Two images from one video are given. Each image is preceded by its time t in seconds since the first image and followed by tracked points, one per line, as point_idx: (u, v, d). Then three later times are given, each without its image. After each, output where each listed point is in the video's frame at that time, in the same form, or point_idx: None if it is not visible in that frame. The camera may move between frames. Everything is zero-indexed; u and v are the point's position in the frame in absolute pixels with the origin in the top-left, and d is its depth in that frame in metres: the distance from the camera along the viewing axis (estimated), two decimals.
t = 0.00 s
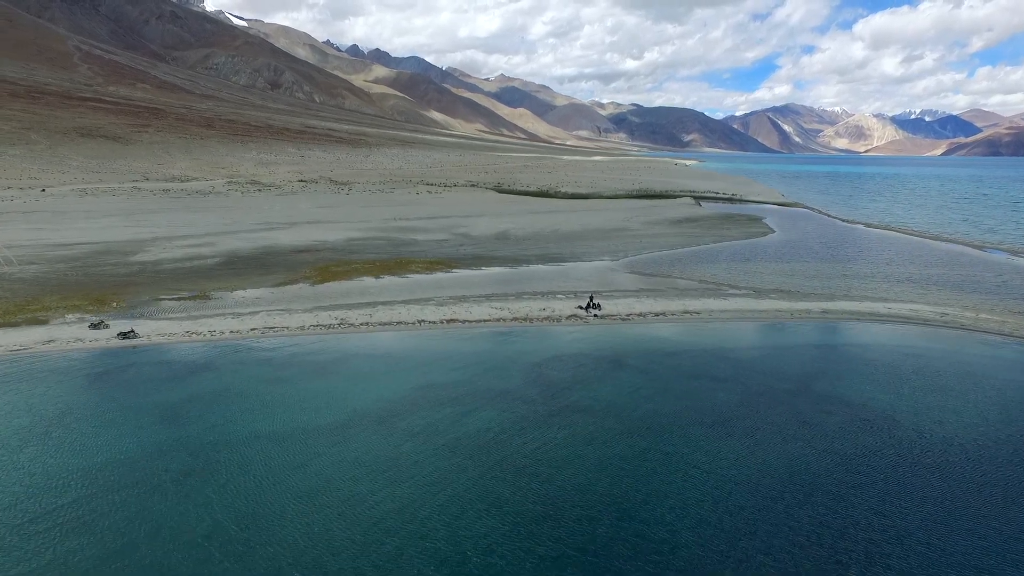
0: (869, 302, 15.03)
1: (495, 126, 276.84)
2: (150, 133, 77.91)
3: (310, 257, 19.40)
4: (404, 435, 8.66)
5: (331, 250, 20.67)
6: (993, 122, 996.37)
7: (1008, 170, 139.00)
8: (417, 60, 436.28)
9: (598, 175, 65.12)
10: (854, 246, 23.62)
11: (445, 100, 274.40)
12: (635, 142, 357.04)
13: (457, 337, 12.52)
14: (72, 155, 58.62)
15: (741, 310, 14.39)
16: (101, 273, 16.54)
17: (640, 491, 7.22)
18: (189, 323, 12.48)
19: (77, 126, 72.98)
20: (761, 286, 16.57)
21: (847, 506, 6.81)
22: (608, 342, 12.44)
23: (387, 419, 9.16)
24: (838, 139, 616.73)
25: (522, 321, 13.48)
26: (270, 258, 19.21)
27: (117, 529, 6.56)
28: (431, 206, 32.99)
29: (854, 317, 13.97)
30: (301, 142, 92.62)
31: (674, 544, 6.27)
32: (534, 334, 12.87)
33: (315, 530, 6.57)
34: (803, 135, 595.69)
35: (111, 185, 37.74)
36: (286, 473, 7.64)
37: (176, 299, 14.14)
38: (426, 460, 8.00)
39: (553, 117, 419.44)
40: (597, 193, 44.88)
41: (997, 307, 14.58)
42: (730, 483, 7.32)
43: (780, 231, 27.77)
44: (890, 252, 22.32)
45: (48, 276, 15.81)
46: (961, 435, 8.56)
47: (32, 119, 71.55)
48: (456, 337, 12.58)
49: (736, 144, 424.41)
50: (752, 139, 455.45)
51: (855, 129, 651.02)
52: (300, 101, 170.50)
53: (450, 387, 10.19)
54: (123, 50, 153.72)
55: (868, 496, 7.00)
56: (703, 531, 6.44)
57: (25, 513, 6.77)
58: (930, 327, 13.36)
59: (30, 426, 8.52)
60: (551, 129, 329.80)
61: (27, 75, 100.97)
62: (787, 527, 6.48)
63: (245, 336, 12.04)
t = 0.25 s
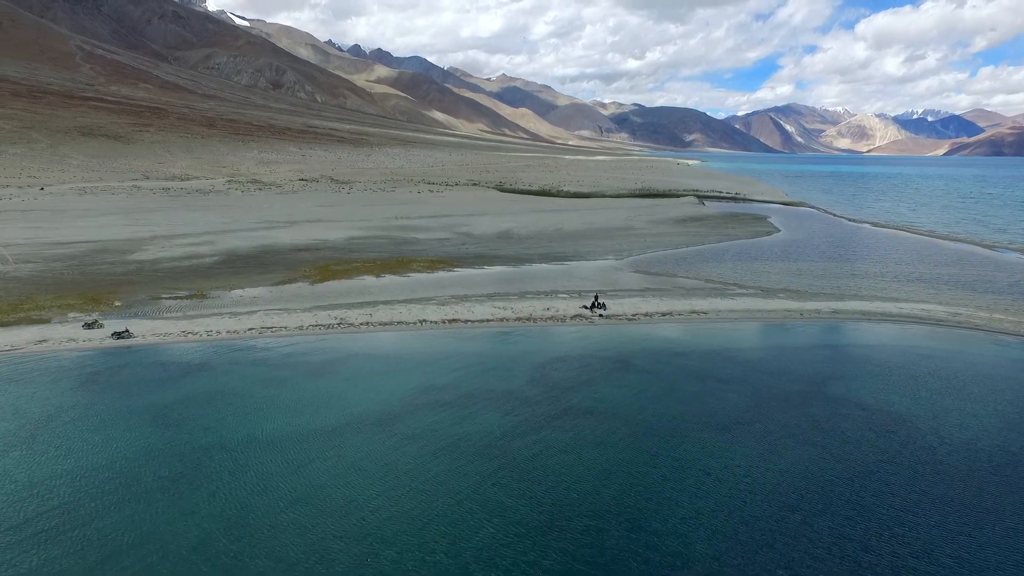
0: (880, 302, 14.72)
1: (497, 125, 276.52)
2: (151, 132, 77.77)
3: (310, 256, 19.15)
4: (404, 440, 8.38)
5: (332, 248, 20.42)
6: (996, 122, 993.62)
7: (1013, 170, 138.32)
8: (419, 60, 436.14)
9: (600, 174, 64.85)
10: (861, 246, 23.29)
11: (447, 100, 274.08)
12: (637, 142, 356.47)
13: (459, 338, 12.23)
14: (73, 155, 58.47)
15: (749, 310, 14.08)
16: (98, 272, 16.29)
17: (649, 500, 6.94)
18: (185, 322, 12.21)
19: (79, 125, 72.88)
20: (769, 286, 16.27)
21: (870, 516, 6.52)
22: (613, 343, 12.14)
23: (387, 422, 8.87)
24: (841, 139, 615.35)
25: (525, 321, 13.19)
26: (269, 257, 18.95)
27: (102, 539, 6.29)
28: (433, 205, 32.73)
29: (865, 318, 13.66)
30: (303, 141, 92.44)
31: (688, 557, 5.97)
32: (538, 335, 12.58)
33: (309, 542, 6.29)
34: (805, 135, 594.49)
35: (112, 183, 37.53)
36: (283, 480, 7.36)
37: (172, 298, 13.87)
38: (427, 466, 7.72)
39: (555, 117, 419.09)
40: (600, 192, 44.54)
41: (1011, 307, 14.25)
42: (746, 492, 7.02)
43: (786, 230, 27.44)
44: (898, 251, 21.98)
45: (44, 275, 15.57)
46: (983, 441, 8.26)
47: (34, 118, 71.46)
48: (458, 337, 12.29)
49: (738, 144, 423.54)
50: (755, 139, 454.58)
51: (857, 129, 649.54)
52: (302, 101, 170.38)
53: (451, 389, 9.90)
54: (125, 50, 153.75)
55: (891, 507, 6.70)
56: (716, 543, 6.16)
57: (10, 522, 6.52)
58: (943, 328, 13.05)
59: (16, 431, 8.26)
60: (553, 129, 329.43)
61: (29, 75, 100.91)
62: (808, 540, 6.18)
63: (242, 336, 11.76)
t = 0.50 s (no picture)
0: (892, 302, 14.40)
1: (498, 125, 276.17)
2: (153, 132, 77.62)
3: (310, 255, 18.89)
4: (405, 444, 8.09)
5: (332, 247, 20.15)
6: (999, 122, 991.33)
7: (1017, 169, 137.51)
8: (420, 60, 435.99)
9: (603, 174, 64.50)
10: (868, 245, 22.95)
11: (448, 100, 273.81)
12: (639, 142, 355.84)
13: (461, 339, 11.94)
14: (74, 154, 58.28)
15: (757, 310, 13.78)
16: (94, 270, 16.04)
17: (661, 508, 6.65)
18: (181, 322, 11.94)
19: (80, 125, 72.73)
20: (777, 285, 15.96)
21: (893, 527, 6.25)
22: (619, 343, 11.86)
23: (388, 425, 8.59)
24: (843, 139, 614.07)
25: (529, 321, 12.90)
26: (269, 256, 18.68)
27: (88, 550, 6.02)
28: (434, 204, 32.44)
29: (877, 318, 13.36)
30: (304, 141, 92.25)
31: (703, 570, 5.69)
32: (543, 335, 12.29)
33: (306, 552, 6.02)
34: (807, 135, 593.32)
35: (111, 183, 37.29)
36: (279, 486, 7.09)
37: (169, 297, 13.60)
38: (429, 471, 7.44)
39: (557, 117, 418.70)
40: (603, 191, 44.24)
41: None
42: (763, 500, 6.73)
43: (792, 229, 27.10)
44: (907, 251, 21.63)
45: (39, 274, 15.32)
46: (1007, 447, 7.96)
47: (35, 117, 71.32)
48: (461, 337, 12.01)
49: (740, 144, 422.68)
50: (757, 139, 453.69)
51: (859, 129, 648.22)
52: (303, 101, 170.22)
53: (453, 391, 9.61)
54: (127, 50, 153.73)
55: (916, 516, 6.43)
56: (733, 555, 5.88)
57: None
58: (957, 328, 12.74)
59: (2, 435, 7.99)
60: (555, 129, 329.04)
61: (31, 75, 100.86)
62: (829, 551, 5.90)
63: (239, 336, 11.48)
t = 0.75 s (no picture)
0: (903, 301, 14.11)
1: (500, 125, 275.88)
2: (154, 131, 77.48)
3: (310, 254, 18.65)
4: (407, 448, 7.83)
5: (332, 246, 19.91)
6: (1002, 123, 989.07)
7: (1022, 170, 136.75)
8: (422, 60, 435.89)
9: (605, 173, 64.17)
10: (876, 245, 22.63)
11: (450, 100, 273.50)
12: (641, 143, 355.32)
13: (464, 339, 11.68)
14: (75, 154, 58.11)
15: (766, 310, 13.49)
16: (90, 269, 15.81)
17: (673, 518, 6.38)
18: (178, 321, 11.69)
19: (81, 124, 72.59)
20: (785, 285, 15.66)
21: (919, 538, 5.99)
22: (625, 344, 11.57)
23: (389, 428, 8.32)
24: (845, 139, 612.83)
25: (532, 321, 12.63)
26: (268, 255, 18.43)
27: (75, 560, 5.78)
28: (436, 203, 32.18)
29: (889, 317, 13.07)
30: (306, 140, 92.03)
31: None
32: (547, 335, 12.03)
33: (304, 564, 5.76)
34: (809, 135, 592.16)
35: (111, 182, 37.06)
36: (275, 492, 6.84)
37: (165, 296, 13.35)
38: (432, 477, 7.18)
39: (559, 117, 418.30)
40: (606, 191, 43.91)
41: None
42: (779, 509, 6.47)
43: (797, 229, 26.77)
44: (915, 250, 21.29)
45: (35, 273, 15.09)
46: None
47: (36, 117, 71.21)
48: (463, 337, 11.73)
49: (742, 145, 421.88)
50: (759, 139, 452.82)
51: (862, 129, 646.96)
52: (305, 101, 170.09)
53: (456, 393, 9.34)
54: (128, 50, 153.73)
55: (940, 526, 6.17)
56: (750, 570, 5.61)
57: None
58: (970, 329, 12.43)
59: None
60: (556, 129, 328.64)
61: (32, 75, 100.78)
62: (851, 565, 5.64)
63: (237, 336, 11.21)
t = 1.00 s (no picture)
0: (914, 301, 13.82)
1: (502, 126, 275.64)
2: (156, 131, 77.36)
3: (311, 252, 18.41)
4: (410, 451, 7.60)
5: (333, 245, 19.68)
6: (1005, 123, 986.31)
7: None
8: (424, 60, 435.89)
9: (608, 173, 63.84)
10: (883, 244, 22.31)
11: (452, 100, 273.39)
12: (643, 143, 354.89)
13: (467, 339, 11.43)
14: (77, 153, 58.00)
15: (775, 309, 13.21)
16: (87, 267, 15.59)
17: (686, 526, 6.15)
18: (175, 321, 11.44)
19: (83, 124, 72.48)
20: (793, 284, 15.37)
21: (944, 549, 5.75)
22: (632, 344, 11.32)
23: (390, 430, 8.08)
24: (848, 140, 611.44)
25: (537, 321, 12.37)
26: (268, 253, 18.20)
27: (66, 567, 5.56)
28: (438, 202, 31.95)
29: (901, 318, 12.79)
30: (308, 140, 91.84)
31: None
32: (552, 335, 11.78)
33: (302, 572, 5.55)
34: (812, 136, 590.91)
35: (111, 180, 36.85)
36: (274, 498, 6.61)
37: (163, 295, 13.11)
38: (435, 482, 6.95)
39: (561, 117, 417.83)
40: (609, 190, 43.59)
41: None
42: (796, 517, 6.23)
43: (802, 228, 26.48)
44: (924, 250, 20.97)
45: (31, 271, 14.87)
46: None
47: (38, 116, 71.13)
48: (466, 337, 11.49)
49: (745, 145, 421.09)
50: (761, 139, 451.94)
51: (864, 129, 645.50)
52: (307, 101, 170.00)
53: (458, 394, 9.10)
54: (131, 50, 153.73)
55: (965, 536, 5.93)
56: None
57: None
58: (985, 329, 12.15)
59: None
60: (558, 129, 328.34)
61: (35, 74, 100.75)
62: None
63: (234, 336, 10.96)
